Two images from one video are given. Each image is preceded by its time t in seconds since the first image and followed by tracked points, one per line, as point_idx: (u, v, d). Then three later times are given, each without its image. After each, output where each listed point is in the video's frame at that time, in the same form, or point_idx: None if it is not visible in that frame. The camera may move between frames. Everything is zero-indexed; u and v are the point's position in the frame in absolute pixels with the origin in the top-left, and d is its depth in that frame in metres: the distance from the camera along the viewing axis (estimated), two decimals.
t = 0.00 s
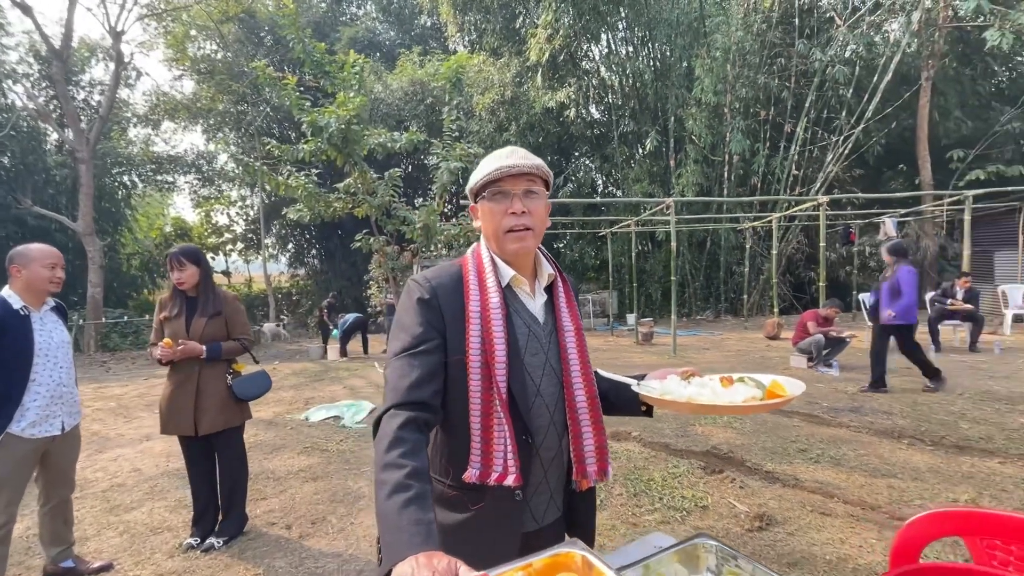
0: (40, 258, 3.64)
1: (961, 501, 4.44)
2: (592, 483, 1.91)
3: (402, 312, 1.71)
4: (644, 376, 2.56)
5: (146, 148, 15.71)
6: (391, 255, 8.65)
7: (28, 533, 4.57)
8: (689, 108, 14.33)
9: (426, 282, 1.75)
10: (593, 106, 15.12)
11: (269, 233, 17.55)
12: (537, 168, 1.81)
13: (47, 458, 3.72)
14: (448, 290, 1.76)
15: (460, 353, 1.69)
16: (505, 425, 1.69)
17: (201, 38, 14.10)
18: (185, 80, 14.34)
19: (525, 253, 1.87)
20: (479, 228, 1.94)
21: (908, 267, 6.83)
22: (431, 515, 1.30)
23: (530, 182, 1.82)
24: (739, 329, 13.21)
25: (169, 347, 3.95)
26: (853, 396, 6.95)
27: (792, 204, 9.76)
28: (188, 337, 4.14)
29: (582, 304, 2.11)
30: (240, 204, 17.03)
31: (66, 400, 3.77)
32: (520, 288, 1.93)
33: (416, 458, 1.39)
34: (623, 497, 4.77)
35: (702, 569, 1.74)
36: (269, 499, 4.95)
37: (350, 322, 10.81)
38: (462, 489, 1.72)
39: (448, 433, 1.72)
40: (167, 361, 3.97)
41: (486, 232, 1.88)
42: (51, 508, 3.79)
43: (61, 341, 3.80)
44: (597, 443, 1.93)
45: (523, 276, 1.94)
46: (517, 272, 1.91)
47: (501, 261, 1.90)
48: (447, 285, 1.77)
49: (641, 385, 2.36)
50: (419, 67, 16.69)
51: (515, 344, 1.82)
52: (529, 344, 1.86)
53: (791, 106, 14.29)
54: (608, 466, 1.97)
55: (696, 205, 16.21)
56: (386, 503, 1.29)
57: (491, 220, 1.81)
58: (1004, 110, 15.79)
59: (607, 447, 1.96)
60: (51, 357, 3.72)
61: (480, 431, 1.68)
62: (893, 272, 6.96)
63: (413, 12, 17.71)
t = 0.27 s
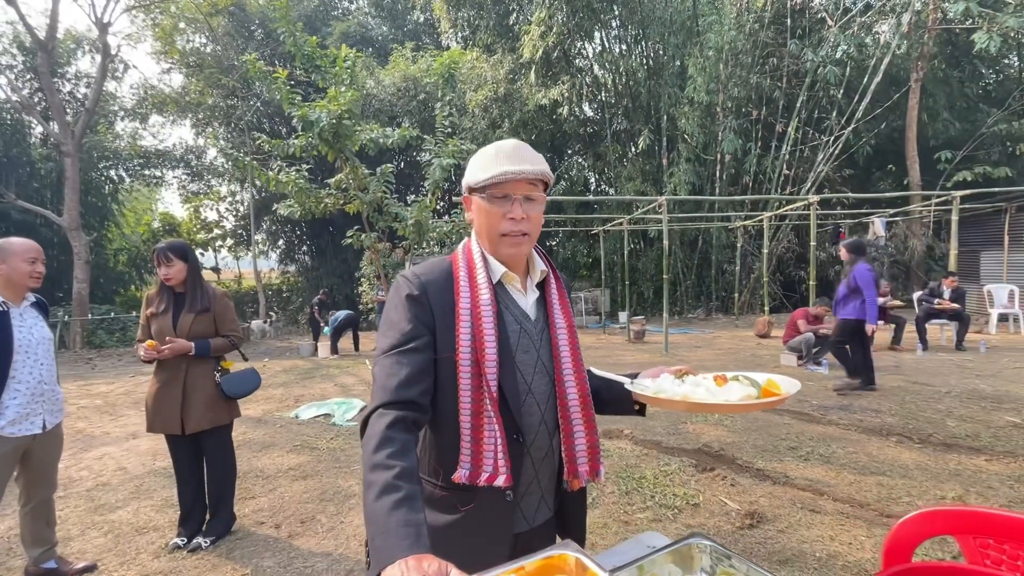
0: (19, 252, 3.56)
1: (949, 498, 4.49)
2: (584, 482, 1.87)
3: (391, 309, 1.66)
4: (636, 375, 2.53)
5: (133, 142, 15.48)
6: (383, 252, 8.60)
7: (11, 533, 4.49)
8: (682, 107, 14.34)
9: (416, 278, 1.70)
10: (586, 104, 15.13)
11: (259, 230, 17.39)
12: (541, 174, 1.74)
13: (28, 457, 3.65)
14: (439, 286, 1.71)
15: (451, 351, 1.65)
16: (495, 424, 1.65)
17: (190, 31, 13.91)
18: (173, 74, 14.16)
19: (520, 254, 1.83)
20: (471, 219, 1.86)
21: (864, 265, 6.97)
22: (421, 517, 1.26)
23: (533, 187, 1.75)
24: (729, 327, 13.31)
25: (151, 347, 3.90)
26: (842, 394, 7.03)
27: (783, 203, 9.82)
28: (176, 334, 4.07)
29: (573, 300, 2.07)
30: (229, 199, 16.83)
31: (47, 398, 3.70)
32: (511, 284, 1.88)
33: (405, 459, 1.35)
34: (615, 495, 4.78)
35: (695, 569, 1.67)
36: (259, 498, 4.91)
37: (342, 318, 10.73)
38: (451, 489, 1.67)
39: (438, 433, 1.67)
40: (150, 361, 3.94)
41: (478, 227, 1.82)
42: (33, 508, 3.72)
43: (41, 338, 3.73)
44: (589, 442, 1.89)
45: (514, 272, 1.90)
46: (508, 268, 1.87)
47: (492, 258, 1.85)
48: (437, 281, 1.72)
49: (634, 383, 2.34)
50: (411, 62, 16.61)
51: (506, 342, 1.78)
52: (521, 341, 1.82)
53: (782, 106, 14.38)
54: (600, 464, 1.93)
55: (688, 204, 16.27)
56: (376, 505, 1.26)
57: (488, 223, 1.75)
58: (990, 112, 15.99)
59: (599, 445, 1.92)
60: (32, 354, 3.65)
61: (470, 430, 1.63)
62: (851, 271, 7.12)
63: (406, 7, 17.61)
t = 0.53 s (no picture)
0: (9, 246, 3.52)
1: (940, 496, 4.52)
2: (576, 480, 1.87)
3: (384, 306, 1.64)
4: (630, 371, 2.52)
5: (126, 137, 15.34)
6: (379, 248, 8.57)
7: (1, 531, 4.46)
8: (679, 106, 14.34)
9: (409, 275, 1.69)
10: (582, 102, 15.13)
11: (254, 226, 17.30)
12: (561, 195, 1.66)
13: (17, 454, 3.62)
14: (432, 284, 1.69)
15: (444, 349, 1.64)
16: (489, 423, 1.64)
17: (184, 25, 13.82)
18: (168, 68, 14.05)
19: (523, 260, 1.78)
20: (477, 214, 1.79)
21: (827, 269, 6.91)
22: (415, 516, 1.25)
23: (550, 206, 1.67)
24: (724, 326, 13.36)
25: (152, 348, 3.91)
26: (836, 392, 7.08)
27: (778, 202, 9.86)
28: (171, 330, 4.04)
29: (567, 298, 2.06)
30: (224, 195, 16.72)
31: (37, 394, 3.67)
32: (507, 283, 1.87)
33: (399, 457, 1.34)
34: (609, 493, 4.79)
35: (691, 567, 1.68)
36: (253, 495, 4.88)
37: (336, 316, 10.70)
38: (444, 488, 1.66)
39: (432, 433, 1.66)
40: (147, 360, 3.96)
41: (486, 227, 1.74)
42: (23, 506, 3.68)
43: (31, 334, 3.69)
44: (582, 440, 1.89)
45: (510, 272, 1.88)
46: (504, 268, 1.85)
47: (487, 256, 1.83)
48: (431, 279, 1.70)
49: (630, 379, 2.31)
50: (408, 59, 16.56)
51: (501, 340, 1.77)
52: (515, 340, 1.81)
53: (778, 106, 14.42)
54: (593, 463, 1.93)
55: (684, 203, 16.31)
56: (369, 503, 1.25)
57: (498, 233, 1.68)
58: (983, 113, 16.10)
59: (593, 444, 1.92)
60: (21, 350, 3.61)
61: (464, 429, 1.62)
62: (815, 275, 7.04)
63: (402, 3, 17.56)
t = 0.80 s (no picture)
0: (11, 243, 3.51)
1: (941, 497, 4.52)
2: (583, 482, 1.87)
3: (392, 305, 1.63)
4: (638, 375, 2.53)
5: (126, 134, 15.29)
6: (379, 246, 8.56)
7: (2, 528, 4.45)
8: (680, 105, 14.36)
9: (418, 274, 1.68)
10: (583, 101, 15.10)
11: (254, 224, 17.28)
12: (566, 190, 1.66)
13: (19, 451, 3.61)
14: (441, 285, 1.68)
15: (453, 350, 1.63)
16: (497, 424, 1.63)
17: (185, 22, 13.79)
18: (168, 65, 14.01)
19: (530, 258, 1.78)
20: (482, 213, 1.79)
21: (797, 267, 7.04)
22: (423, 517, 1.25)
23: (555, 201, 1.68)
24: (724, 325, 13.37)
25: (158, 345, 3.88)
26: (836, 393, 7.08)
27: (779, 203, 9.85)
28: (173, 328, 4.04)
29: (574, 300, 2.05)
30: (224, 193, 16.71)
31: (39, 391, 3.66)
32: (515, 284, 1.86)
33: (406, 458, 1.33)
34: (611, 492, 4.79)
35: (696, 568, 1.67)
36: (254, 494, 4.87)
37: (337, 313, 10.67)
38: (451, 490, 1.65)
39: (439, 434, 1.65)
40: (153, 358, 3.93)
41: (492, 226, 1.75)
42: (24, 503, 3.68)
43: (33, 331, 3.68)
44: (589, 442, 1.88)
45: (518, 273, 1.87)
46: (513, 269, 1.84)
47: (495, 256, 1.82)
48: (440, 279, 1.69)
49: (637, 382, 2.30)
50: (408, 57, 16.54)
51: (509, 342, 1.76)
52: (523, 341, 1.80)
53: (779, 105, 14.42)
54: (600, 465, 1.92)
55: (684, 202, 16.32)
56: (377, 504, 1.24)
57: (504, 230, 1.68)
58: (984, 114, 16.10)
59: (599, 445, 1.91)
60: (23, 347, 3.60)
61: (471, 430, 1.61)
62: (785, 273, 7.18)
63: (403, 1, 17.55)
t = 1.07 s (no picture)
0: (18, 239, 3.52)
1: (946, 498, 4.50)
2: (595, 480, 1.86)
3: (401, 302, 1.63)
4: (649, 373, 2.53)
5: (131, 132, 15.32)
6: (383, 244, 8.56)
7: (9, 523, 4.48)
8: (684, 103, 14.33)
9: (426, 271, 1.68)
10: (588, 100, 15.04)
11: (258, 222, 17.32)
12: (550, 159, 1.75)
13: (26, 447, 3.63)
14: (450, 282, 1.68)
15: (463, 347, 1.62)
16: (508, 422, 1.63)
17: (189, 19, 13.84)
18: (172, 63, 14.03)
19: (532, 244, 1.82)
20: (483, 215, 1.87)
21: (764, 271, 7.02)
22: (432, 516, 1.24)
23: (543, 173, 1.76)
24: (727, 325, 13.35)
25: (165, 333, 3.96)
26: (840, 393, 7.06)
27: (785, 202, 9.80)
28: (178, 326, 4.04)
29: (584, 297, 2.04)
30: (228, 190, 16.75)
31: (46, 387, 3.67)
32: (525, 280, 1.86)
33: (415, 456, 1.33)
34: (615, 491, 4.79)
35: (705, 567, 1.66)
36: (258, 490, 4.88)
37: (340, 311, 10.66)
38: (462, 488, 1.65)
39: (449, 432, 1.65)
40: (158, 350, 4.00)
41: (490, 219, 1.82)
42: (31, 499, 3.69)
43: (41, 327, 3.69)
44: (600, 440, 1.87)
45: (527, 267, 1.88)
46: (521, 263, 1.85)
47: (504, 251, 1.83)
48: (449, 276, 1.69)
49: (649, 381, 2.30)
50: (412, 54, 16.54)
51: (519, 339, 1.75)
52: (533, 338, 1.80)
53: (784, 104, 14.37)
54: (612, 463, 1.91)
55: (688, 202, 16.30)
56: (385, 502, 1.24)
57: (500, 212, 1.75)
58: (991, 114, 16.00)
59: (611, 443, 1.90)
60: (31, 343, 3.62)
61: (482, 428, 1.60)
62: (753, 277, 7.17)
63: None
